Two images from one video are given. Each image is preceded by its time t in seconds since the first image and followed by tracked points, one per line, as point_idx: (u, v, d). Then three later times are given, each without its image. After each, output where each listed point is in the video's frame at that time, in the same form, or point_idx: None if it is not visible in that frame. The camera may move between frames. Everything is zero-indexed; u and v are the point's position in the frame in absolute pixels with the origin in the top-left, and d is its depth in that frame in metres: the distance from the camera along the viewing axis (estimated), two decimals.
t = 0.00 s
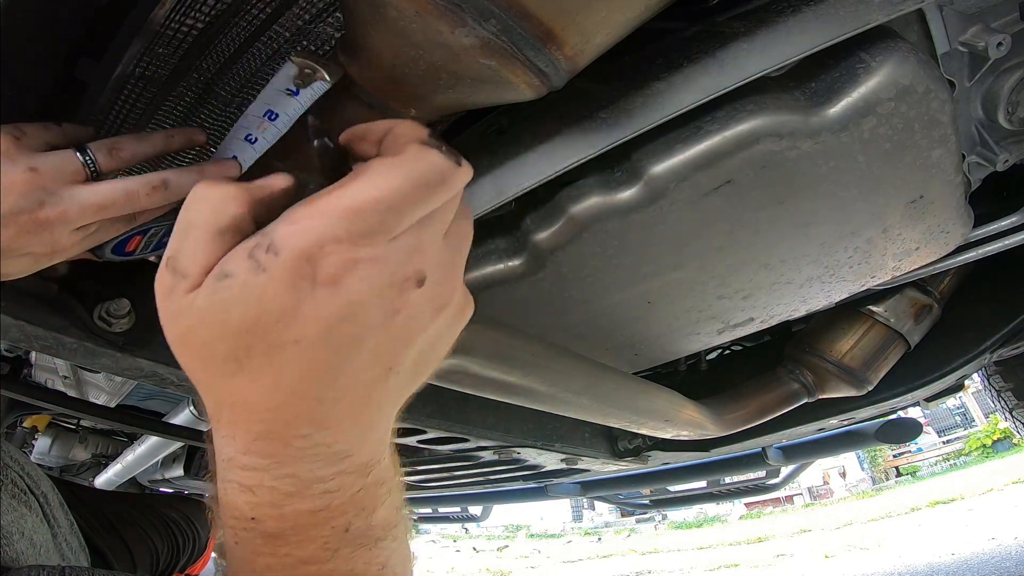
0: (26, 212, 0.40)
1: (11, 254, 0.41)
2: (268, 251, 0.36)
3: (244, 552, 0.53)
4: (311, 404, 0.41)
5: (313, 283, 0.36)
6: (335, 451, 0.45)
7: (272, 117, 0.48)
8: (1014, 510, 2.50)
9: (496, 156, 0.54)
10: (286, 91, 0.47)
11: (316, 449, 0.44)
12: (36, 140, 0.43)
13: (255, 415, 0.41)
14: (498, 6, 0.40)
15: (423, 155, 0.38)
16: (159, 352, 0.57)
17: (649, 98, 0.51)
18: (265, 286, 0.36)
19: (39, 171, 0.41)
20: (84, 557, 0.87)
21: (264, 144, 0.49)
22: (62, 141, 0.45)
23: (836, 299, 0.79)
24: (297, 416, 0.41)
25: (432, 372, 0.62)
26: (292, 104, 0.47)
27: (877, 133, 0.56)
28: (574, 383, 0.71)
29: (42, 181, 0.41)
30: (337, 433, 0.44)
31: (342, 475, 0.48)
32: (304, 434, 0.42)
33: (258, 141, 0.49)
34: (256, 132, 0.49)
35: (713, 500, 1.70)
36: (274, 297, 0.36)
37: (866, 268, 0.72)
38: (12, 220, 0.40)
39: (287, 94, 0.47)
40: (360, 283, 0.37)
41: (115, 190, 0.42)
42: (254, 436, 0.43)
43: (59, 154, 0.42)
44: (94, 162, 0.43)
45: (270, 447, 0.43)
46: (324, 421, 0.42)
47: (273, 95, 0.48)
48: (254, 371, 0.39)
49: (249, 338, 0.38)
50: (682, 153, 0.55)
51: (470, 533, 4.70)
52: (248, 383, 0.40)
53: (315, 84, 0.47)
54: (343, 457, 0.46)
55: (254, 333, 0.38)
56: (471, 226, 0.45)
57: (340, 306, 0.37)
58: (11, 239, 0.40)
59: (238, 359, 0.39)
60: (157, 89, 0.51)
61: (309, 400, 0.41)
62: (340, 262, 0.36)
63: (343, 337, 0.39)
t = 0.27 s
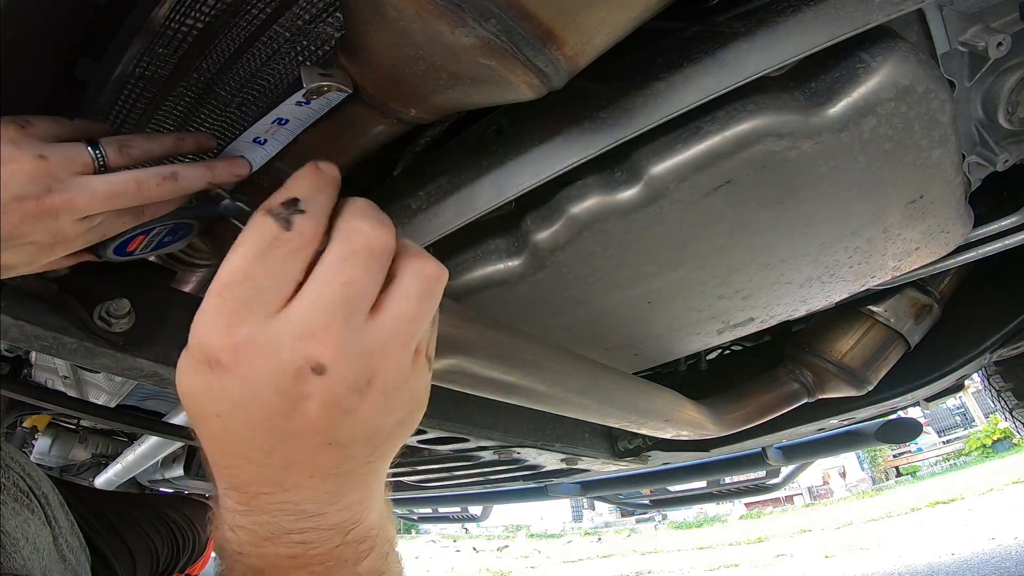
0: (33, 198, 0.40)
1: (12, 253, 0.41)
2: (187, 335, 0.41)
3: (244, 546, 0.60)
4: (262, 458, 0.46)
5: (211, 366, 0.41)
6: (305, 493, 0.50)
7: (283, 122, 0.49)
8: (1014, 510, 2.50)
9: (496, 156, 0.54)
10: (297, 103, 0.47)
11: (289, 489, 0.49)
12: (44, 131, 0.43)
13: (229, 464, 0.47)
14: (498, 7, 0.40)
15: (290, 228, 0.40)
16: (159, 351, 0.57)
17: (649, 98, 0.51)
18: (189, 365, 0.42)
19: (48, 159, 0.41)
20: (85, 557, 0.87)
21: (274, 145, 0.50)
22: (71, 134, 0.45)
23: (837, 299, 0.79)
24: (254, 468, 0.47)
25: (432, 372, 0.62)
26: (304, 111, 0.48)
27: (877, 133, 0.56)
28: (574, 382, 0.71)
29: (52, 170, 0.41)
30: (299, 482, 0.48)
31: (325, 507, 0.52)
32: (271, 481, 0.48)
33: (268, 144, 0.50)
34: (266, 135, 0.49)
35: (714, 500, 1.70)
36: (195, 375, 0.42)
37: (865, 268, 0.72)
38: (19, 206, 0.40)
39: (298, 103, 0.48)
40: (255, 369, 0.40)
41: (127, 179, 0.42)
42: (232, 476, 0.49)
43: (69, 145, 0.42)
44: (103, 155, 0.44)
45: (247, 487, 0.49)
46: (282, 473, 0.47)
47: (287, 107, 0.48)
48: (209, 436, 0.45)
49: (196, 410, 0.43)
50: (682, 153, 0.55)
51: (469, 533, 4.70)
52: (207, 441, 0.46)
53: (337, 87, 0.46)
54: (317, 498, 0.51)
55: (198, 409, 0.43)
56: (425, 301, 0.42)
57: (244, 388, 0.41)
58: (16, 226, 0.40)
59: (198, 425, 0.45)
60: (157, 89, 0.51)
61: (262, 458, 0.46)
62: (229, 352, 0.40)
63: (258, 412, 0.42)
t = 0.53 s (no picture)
0: (25, 201, 0.41)
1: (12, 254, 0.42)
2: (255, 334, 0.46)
3: (276, 545, 0.67)
4: (321, 442, 0.50)
5: (279, 359, 0.45)
6: (356, 474, 0.54)
7: (273, 127, 0.48)
8: (1014, 510, 2.50)
9: (496, 156, 0.54)
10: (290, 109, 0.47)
11: (337, 475, 0.54)
12: (37, 135, 0.43)
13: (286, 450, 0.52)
14: (498, 7, 0.40)
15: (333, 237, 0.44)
16: (159, 351, 0.57)
17: (649, 98, 0.51)
18: (256, 361, 0.46)
19: (40, 165, 0.41)
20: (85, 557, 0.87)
21: (265, 150, 0.50)
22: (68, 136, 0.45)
23: (837, 299, 0.79)
24: (314, 451, 0.51)
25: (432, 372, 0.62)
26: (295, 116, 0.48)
27: (877, 133, 0.56)
28: (575, 383, 0.71)
29: (43, 175, 0.41)
30: (354, 463, 0.52)
31: (358, 497, 0.58)
32: (328, 463, 0.52)
33: (259, 148, 0.49)
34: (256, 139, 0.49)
35: (714, 500, 1.70)
36: (263, 368, 0.46)
37: (865, 268, 0.72)
38: (11, 209, 0.40)
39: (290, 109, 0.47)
40: (320, 359, 0.45)
41: (116, 183, 0.43)
42: (290, 460, 0.53)
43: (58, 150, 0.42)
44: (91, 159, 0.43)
45: (305, 470, 0.54)
46: (339, 455, 0.51)
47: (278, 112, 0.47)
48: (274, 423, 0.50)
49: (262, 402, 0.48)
50: (682, 153, 0.55)
51: (469, 533, 4.69)
52: (274, 427, 0.50)
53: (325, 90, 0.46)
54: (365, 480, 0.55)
55: (265, 401, 0.48)
56: (449, 291, 0.48)
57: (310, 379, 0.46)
58: (8, 228, 0.41)
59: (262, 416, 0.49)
60: (157, 89, 0.51)
61: (319, 444, 0.50)
62: (293, 342, 0.45)
63: (322, 396, 0.47)
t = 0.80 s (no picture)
0: (25, 201, 0.40)
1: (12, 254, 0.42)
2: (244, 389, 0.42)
3: (293, 537, 0.65)
4: (335, 456, 0.49)
5: (279, 411, 0.43)
6: (372, 470, 0.53)
7: (289, 151, 0.50)
8: (1014, 510, 2.50)
9: (496, 156, 0.54)
10: (309, 135, 0.49)
11: (353, 472, 0.53)
12: (38, 135, 0.43)
13: (296, 460, 0.51)
14: (498, 7, 0.40)
15: (296, 289, 0.38)
16: (159, 351, 0.57)
17: (649, 98, 0.51)
18: (256, 411, 0.44)
19: (40, 164, 0.41)
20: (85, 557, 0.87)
21: (275, 172, 0.51)
22: (67, 138, 0.45)
23: (837, 299, 0.79)
24: (328, 462, 0.50)
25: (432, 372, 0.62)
26: (313, 145, 0.50)
27: (877, 133, 0.56)
28: (575, 383, 0.71)
29: (43, 174, 0.41)
30: (369, 464, 0.52)
31: (376, 483, 0.56)
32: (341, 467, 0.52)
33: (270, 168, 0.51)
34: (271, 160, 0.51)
35: (714, 500, 1.70)
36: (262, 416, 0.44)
37: (866, 268, 0.72)
38: (12, 209, 0.40)
39: (309, 136, 0.50)
40: (323, 406, 0.43)
41: (117, 182, 0.43)
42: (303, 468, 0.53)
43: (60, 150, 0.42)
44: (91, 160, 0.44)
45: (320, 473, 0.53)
46: (352, 463, 0.51)
47: (298, 136, 0.50)
48: (280, 445, 0.48)
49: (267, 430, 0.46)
50: (682, 153, 0.55)
51: (469, 533, 4.69)
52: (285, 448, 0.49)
53: (350, 121, 0.49)
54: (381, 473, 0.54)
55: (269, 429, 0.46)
56: (420, 296, 0.44)
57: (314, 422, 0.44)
58: (8, 229, 0.40)
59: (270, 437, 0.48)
60: (157, 89, 0.51)
61: (331, 458, 0.49)
62: (290, 398, 0.42)
63: (331, 428, 0.45)
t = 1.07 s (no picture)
0: (29, 202, 0.40)
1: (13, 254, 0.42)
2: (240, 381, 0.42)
3: (286, 531, 0.64)
4: (328, 451, 0.49)
5: (272, 404, 0.42)
6: (364, 467, 0.52)
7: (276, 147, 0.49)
8: (1014, 510, 2.50)
9: (496, 156, 0.54)
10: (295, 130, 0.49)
11: (347, 467, 0.52)
12: (41, 135, 0.43)
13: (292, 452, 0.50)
14: (498, 7, 0.40)
15: (302, 287, 0.37)
16: (158, 351, 0.57)
17: (649, 98, 0.51)
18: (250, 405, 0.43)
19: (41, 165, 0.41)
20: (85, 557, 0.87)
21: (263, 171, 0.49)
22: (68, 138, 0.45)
23: (837, 299, 0.79)
24: (320, 457, 0.50)
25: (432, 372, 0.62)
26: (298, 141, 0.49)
27: (878, 133, 0.56)
28: (575, 383, 0.71)
29: (49, 176, 0.41)
30: (362, 461, 0.51)
31: (370, 479, 0.55)
32: (334, 463, 0.51)
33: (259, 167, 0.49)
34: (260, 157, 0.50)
35: (714, 500, 1.70)
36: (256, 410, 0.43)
37: (866, 267, 0.72)
38: (15, 210, 0.40)
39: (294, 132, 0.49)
40: (318, 401, 0.42)
41: (122, 176, 0.43)
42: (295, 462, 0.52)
43: (65, 151, 0.42)
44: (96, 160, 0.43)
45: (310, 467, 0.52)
46: (345, 458, 0.50)
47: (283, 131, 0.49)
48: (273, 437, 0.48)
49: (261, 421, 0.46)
50: (682, 153, 0.55)
51: (469, 534, 4.69)
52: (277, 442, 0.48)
53: (302, 134, 0.48)
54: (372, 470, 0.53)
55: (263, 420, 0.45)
56: (419, 297, 0.44)
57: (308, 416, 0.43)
58: (9, 231, 0.40)
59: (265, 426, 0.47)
60: (157, 89, 0.51)
61: (324, 453, 0.49)
62: (285, 392, 0.41)
63: (325, 423, 0.44)
